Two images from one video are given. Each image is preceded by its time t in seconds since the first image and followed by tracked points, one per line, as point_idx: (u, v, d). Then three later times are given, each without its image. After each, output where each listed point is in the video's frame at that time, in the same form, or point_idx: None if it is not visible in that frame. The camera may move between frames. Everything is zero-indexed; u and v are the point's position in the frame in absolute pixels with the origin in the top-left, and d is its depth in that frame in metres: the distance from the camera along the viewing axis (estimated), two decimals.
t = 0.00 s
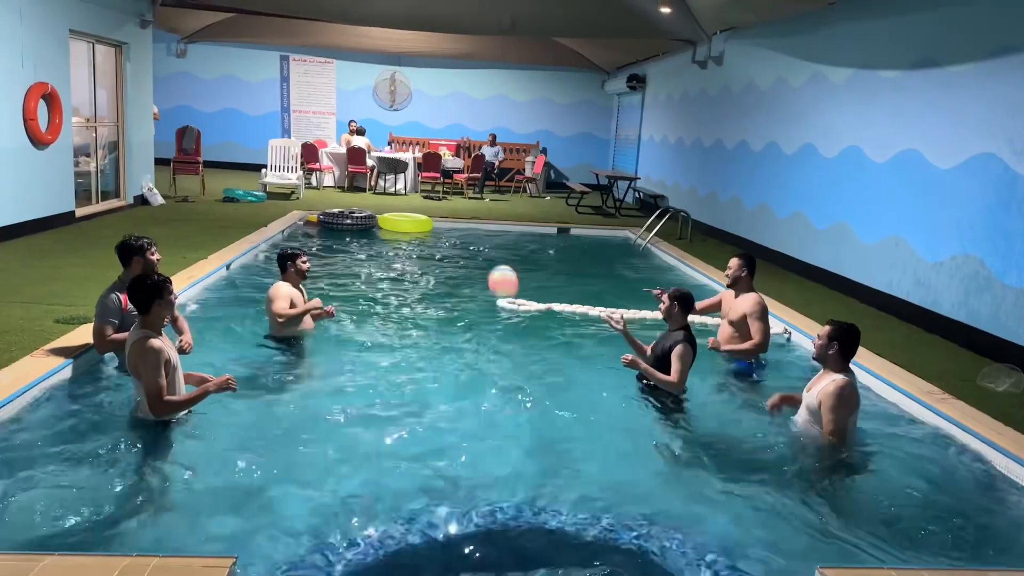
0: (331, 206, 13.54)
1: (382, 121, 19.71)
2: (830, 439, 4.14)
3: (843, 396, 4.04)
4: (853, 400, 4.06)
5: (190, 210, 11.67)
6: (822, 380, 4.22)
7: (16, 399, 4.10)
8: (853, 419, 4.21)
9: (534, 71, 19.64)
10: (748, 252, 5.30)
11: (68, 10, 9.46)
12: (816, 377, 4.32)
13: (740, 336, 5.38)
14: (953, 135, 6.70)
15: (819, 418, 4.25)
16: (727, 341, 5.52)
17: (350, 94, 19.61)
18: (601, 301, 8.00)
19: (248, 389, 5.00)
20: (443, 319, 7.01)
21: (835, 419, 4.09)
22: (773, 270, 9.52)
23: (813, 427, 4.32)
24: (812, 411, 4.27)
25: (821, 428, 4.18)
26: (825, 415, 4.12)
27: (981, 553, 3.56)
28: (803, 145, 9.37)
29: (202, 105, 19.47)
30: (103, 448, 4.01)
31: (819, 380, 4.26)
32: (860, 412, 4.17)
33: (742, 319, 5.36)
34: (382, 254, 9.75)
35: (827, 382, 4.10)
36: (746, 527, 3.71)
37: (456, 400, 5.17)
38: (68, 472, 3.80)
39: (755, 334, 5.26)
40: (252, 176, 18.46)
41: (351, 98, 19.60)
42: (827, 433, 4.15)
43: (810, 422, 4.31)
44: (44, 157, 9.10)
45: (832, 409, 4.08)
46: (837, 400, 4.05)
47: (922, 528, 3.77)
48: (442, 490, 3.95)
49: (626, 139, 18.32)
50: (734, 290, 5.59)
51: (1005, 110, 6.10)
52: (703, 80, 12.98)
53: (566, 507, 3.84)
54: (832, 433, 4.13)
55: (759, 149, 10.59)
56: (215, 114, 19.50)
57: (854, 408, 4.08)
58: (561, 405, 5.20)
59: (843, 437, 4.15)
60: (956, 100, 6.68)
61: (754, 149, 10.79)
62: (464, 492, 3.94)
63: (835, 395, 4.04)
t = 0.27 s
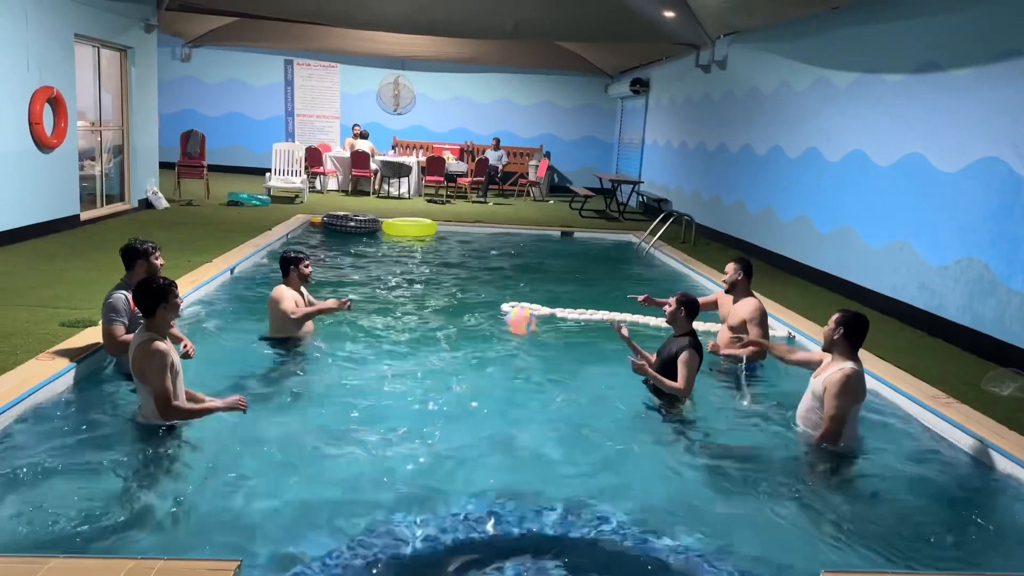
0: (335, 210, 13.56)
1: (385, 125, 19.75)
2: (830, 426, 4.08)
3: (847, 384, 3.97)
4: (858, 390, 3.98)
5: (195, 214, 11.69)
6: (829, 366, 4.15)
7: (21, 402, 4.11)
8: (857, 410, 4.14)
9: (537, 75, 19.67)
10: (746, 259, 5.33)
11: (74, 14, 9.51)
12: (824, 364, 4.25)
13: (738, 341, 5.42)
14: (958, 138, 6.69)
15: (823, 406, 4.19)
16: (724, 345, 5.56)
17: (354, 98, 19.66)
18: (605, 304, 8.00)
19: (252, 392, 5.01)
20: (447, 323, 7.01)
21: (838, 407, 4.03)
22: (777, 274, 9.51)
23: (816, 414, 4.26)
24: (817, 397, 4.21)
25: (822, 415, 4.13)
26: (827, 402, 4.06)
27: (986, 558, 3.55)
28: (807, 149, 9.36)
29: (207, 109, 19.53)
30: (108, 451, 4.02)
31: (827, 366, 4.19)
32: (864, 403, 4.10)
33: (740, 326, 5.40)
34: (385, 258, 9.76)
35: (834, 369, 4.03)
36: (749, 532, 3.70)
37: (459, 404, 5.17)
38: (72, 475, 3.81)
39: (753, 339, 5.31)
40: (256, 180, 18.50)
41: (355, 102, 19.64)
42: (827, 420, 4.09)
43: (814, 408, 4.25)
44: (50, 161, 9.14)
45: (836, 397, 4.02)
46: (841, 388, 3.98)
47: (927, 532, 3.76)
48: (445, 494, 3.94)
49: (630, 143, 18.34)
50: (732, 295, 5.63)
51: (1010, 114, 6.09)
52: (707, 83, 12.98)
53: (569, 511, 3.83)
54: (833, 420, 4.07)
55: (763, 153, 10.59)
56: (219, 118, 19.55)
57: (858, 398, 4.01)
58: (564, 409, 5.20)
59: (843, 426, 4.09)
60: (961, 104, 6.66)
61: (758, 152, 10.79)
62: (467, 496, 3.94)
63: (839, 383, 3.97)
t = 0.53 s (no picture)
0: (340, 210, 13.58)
1: (390, 125, 19.77)
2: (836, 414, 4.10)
3: (854, 374, 3.99)
4: (865, 380, 4.01)
5: (200, 214, 11.72)
6: (834, 356, 4.18)
7: (29, 402, 4.12)
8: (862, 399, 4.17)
9: (542, 75, 19.67)
10: (735, 257, 5.25)
11: (79, 15, 9.53)
12: (828, 353, 4.28)
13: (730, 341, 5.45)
14: (964, 137, 6.67)
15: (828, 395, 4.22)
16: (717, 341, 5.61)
17: (359, 98, 19.68)
18: (610, 304, 7.99)
19: (258, 392, 5.01)
20: (453, 322, 7.01)
21: (844, 395, 4.05)
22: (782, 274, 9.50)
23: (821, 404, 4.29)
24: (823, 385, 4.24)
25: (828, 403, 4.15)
26: (834, 390, 4.09)
27: (994, 557, 3.53)
28: (812, 148, 9.35)
29: (212, 110, 19.57)
30: (114, 451, 4.03)
31: (831, 356, 4.21)
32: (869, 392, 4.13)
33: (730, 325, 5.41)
34: (391, 258, 9.77)
35: (840, 359, 4.06)
36: (756, 531, 3.69)
37: (465, 404, 5.17)
38: (78, 475, 3.81)
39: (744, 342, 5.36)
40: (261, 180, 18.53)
41: (360, 102, 19.66)
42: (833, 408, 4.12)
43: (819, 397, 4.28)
44: (55, 162, 9.16)
45: (842, 385, 4.04)
46: (848, 377, 4.00)
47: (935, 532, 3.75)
48: (451, 494, 3.94)
49: (634, 143, 18.33)
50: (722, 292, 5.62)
51: (1016, 112, 6.07)
52: (711, 83, 12.96)
53: (575, 510, 3.83)
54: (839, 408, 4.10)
55: (768, 152, 10.57)
56: (224, 118, 19.59)
57: (864, 387, 4.04)
58: (570, 408, 5.19)
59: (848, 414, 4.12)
60: (967, 102, 6.64)
61: (763, 152, 10.77)
62: (473, 496, 3.93)
63: (846, 372, 3.99)
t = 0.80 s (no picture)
0: (345, 206, 13.60)
1: (394, 121, 19.77)
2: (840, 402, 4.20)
3: (857, 362, 4.09)
4: (868, 368, 4.11)
5: (205, 211, 11.75)
6: (837, 346, 4.28)
7: (37, 398, 4.14)
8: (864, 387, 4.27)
9: (546, 71, 19.64)
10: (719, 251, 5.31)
11: (84, 13, 9.54)
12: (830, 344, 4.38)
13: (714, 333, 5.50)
14: (971, 131, 6.64)
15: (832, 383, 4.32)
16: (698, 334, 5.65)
17: (363, 94, 19.67)
18: (615, 299, 7.99)
19: (265, 389, 5.03)
20: (458, 318, 7.02)
21: (848, 383, 4.15)
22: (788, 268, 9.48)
23: (826, 393, 4.39)
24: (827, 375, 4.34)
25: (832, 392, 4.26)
26: (838, 378, 4.19)
27: (1000, 552, 3.53)
28: (818, 142, 9.32)
29: (216, 107, 19.59)
30: (121, 447, 4.05)
31: (834, 346, 4.31)
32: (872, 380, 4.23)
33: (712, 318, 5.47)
34: (396, 254, 9.78)
35: (843, 348, 4.16)
36: (762, 526, 3.69)
37: (470, 399, 5.18)
38: (86, 472, 3.83)
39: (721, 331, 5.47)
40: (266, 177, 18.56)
41: (364, 99, 19.66)
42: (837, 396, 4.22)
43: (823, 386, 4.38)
44: (61, 159, 9.19)
45: (845, 373, 4.14)
46: (851, 365, 4.10)
47: (941, 527, 3.75)
48: (457, 489, 3.95)
49: (638, 138, 18.30)
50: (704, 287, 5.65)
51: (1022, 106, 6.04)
52: (716, 77, 12.93)
53: (580, 505, 3.84)
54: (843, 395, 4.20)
55: (774, 147, 10.54)
56: (228, 115, 19.61)
57: (867, 375, 4.13)
58: (575, 403, 5.20)
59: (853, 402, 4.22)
60: (974, 96, 6.61)
61: (768, 146, 10.74)
62: (479, 491, 3.94)
63: (849, 360, 4.09)
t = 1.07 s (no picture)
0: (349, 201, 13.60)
1: (397, 115, 19.77)
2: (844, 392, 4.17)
3: (861, 351, 4.06)
4: (871, 357, 4.08)
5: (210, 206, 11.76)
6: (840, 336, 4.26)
7: (41, 394, 4.14)
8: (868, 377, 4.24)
9: (549, 64, 19.61)
10: (706, 238, 5.27)
11: (87, 8, 9.54)
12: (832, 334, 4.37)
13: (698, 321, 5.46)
14: (976, 122, 6.60)
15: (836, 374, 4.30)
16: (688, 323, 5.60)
17: (366, 89, 19.67)
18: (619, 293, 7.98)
19: (270, 383, 5.03)
20: (462, 312, 7.02)
21: (852, 373, 4.12)
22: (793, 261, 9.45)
23: (830, 382, 4.38)
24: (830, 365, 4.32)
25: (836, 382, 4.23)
26: (841, 368, 4.16)
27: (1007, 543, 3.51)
28: (822, 134, 9.29)
29: (220, 102, 19.61)
30: (126, 442, 4.05)
31: (836, 337, 4.30)
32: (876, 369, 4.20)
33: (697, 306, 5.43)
34: (400, 248, 9.78)
35: (846, 339, 4.14)
36: (767, 519, 3.68)
37: (475, 393, 5.17)
38: (92, 468, 3.84)
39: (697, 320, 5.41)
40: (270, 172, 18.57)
41: (367, 93, 19.66)
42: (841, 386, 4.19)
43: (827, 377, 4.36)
44: (65, 155, 9.20)
45: (848, 363, 4.11)
46: (854, 355, 4.07)
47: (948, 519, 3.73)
48: (461, 483, 3.94)
49: (642, 131, 18.26)
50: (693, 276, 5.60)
51: None
52: (720, 69, 12.89)
53: (584, 499, 3.83)
54: (847, 385, 4.16)
55: (778, 139, 10.51)
56: (232, 110, 19.62)
57: (870, 364, 4.11)
58: (580, 397, 5.19)
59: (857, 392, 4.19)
60: (980, 87, 6.57)
61: (773, 139, 10.71)
62: (483, 485, 3.94)
63: (852, 351, 4.07)
